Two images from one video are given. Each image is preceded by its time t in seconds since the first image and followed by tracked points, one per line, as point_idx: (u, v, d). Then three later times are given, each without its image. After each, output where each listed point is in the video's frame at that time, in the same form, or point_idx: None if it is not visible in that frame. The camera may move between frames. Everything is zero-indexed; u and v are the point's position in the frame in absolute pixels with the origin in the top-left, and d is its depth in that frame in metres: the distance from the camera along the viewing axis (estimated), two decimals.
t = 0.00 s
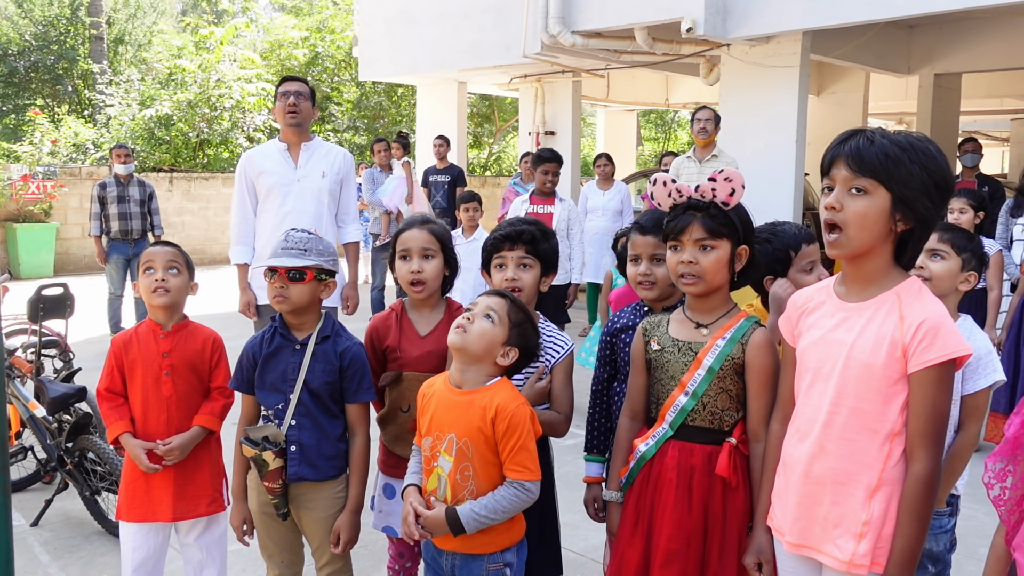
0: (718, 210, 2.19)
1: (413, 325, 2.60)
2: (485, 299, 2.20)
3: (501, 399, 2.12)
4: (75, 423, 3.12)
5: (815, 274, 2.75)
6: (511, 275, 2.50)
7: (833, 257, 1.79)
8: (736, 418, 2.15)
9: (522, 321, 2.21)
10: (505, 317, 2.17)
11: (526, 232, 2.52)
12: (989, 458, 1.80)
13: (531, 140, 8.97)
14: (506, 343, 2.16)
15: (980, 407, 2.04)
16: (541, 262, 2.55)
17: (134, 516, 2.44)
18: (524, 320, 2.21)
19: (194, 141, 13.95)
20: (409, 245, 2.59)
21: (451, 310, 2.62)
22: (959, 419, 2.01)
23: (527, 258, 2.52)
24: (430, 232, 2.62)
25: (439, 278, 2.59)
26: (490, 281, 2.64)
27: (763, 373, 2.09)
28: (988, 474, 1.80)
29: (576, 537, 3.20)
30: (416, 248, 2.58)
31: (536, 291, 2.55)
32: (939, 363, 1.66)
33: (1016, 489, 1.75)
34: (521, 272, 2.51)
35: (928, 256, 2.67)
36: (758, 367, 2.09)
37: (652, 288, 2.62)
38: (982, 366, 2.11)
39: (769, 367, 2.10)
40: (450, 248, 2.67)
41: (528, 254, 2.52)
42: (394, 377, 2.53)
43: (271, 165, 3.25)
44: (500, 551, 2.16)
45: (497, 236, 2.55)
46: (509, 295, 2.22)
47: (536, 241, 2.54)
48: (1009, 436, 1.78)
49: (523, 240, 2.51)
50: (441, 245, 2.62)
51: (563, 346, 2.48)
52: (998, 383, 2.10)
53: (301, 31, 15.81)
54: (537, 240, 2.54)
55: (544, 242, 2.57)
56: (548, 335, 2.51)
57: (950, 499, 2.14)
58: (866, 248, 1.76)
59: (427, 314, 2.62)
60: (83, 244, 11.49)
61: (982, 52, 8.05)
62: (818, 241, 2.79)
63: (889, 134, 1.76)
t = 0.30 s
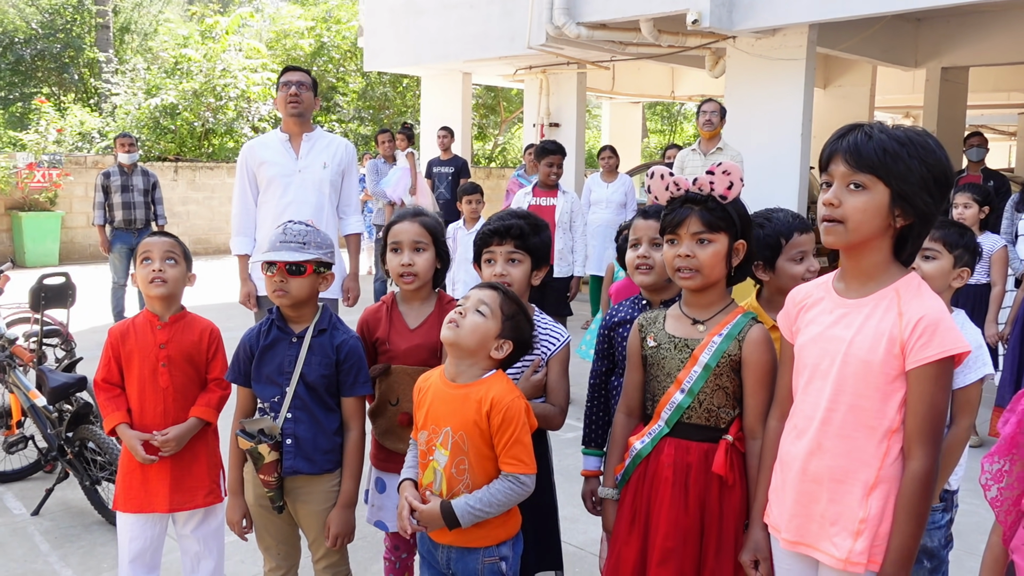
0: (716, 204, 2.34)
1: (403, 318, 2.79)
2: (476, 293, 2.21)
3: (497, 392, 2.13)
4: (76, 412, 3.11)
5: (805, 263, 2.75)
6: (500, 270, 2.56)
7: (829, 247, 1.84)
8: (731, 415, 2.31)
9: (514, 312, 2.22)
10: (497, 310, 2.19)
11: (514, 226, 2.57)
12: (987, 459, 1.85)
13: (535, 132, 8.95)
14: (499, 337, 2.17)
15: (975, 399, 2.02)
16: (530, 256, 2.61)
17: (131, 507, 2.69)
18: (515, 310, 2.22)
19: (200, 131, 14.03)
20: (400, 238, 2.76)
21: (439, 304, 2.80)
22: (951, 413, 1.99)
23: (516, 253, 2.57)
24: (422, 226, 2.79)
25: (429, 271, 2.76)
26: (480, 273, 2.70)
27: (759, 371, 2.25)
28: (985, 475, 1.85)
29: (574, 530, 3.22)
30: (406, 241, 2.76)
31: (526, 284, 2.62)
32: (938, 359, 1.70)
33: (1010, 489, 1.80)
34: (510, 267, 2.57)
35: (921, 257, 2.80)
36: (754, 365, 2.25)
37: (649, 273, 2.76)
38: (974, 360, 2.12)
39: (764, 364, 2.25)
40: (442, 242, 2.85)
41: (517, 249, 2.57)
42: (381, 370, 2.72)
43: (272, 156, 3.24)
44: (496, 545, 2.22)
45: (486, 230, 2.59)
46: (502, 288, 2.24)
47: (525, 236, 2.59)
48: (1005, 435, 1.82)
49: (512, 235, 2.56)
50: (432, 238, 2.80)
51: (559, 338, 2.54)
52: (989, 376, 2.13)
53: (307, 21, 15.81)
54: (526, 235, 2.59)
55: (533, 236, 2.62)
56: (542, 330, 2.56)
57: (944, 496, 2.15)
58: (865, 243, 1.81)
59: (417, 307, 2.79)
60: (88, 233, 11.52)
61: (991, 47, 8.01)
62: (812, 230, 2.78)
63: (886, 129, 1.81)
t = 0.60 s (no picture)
0: (727, 199, 2.27)
1: (400, 316, 2.76)
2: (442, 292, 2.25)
3: (511, 389, 2.20)
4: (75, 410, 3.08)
5: (796, 261, 2.80)
6: (506, 266, 2.52)
7: (844, 249, 1.83)
8: (740, 416, 2.25)
9: (472, 295, 2.20)
10: (455, 308, 2.20)
11: (518, 221, 2.53)
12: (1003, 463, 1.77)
13: (545, 126, 8.88)
14: (469, 331, 2.18)
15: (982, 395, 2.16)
16: (536, 251, 2.56)
17: (129, 507, 2.69)
18: (473, 292, 2.20)
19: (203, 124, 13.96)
20: (399, 227, 2.75)
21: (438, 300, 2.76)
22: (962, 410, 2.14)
23: (521, 248, 2.53)
24: (421, 216, 2.78)
25: (426, 262, 2.73)
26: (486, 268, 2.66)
27: (768, 371, 2.19)
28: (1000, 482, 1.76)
29: (581, 533, 3.17)
30: (405, 230, 2.75)
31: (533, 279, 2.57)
32: (954, 360, 1.69)
33: None
34: (515, 263, 2.52)
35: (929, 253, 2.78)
36: (763, 366, 2.20)
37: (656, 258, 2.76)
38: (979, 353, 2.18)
39: (774, 365, 2.20)
40: (443, 238, 2.83)
41: (522, 244, 2.53)
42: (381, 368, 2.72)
43: (276, 150, 3.18)
44: (503, 545, 2.21)
45: (491, 225, 2.55)
46: (454, 280, 2.25)
47: (530, 231, 2.55)
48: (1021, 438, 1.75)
49: (516, 230, 2.52)
50: (431, 230, 2.78)
51: (567, 335, 2.53)
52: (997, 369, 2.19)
53: (313, 13, 15.77)
54: (531, 229, 2.55)
55: (539, 231, 2.57)
56: (549, 327, 2.53)
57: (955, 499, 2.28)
58: (879, 241, 1.80)
59: (416, 305, 2.76)
60: (91, 228, 11.53)
61: (1011, 40, 7.91)
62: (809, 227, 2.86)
63: (897, 124, 1.80)
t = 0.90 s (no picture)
0: (746, 193, 2.16)
1: (403, 314, 2.67)
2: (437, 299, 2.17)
3: (525, 395, 2.10)
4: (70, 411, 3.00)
5: (808, 258, 2.73)
6: (518, 261, 2.42)
7: (867, 245, 1.73)
8: (759, 420, 2.15)
9: (460, 295, 2.11)
10: (450, 311, 2.12)
11: (532, 215, 2.42)
12: None
13: (555, 116, 8.74)
14: (466, 333, 2.10)
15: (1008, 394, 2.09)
16: (551, 247, 2.46)
17: (127, 510, 2.60)
18: (461, 292, 2.11)
19: (202, 114, 13.96)
20: (403, 218, 2.67)
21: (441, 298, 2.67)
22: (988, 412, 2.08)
23: (535, 244, 2.42)
24: (427, 208, 2.70)
25: (428, 255, 2.64)
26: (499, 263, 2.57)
27: (789, 373, 2.09)
28: None
29: (592, 540, 3.06)
30: (408, 221, 2.66)
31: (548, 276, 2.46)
32: (982, 361, 1.58)
33: None
34: (528, 258, 2.42)
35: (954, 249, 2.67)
36: (784, 367, 2.10)
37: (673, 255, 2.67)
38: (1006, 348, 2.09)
39: (794, 366, 2.09)
40: (447, 232, 2.73)
41: (536, 239, 2.43)
42: (383, 367, 2.63)
43: (276, 142, 3.09)
44: (510, 555, 2.11)
45: (504, 219, 2.45)
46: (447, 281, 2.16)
47: (543, 225, 2.44)
48: None
49: (529, 225, 2.42)
50: (437, 222, 2.70)
51: (582, 334, 2.44)
52: None
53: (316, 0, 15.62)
54: (545, 224, 2.44)
55: (553, 226, 2.46)
56: (564, 325, 2.44)
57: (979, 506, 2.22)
58: (903, 237, 1.69)
59: (419, 302, 2.68)
60: (86, 222, 11.50)
61: None
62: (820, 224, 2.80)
63: (922, 114, 1.70)
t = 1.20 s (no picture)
0: (772, 186, 2.06)
1: (411, 311, 2.57)
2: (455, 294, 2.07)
3: (540, 397, 2.00)
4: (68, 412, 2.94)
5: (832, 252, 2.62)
6: (534, 254, 2.33)
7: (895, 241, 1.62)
8: (783, 420, 2.04)
9: (480, 291, 2.01)
10: (468, 308, 2.03)
11: (553, 208, 2.34)
12: None
13: (570, 107, 8.60)
14: (485, 331, 2.01)
15: None
16: (571, 243, 2.36)
17: (129, 514, 2.51)
18: (481, 288, 2.01)
19: (204, 106, 13.71)
20: (411, 212, 2.56)
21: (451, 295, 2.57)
22: None
23: (554, 236, 2.33)
24: (436, 202, 2.59)
25: (438, 251, 2.54)
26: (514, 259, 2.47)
27: (812, 372, 1.98)
28: None
29: (608, 547, 2.96)
30: (417, 215, 2.56)
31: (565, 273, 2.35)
32: (1014, 361, 1.48)
33: None
34: (546, 251, 2.32)
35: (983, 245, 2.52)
36: (808, 365, 1.99)
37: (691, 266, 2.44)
38: None
39: (819, 365, 1.98)
40: (457, 228, 2.64)
41: (555, 232, 2.33)
42: (391, 367, 2.53)
43: (279, 134, 3.00)
44: (519, 563, 2.01)
45: (525, 210, 2.38)
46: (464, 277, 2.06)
47: (565, 219, 2.35)
48: None
49: (550, 216, 2.33)
50: (447, 217, 2.60)
51: (599, 337, 2.32)
52: None
53: None
54: (567, 217, 2.35)
55: (576, 222, 2.37)
56: (581, 325, 2.33)
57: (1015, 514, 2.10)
58: (932, 233, 1.59)
59: (426, 299, 2.58)
60: (84, 217, 11.48)
61: None
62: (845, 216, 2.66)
63: (953, 102, 1.60)
